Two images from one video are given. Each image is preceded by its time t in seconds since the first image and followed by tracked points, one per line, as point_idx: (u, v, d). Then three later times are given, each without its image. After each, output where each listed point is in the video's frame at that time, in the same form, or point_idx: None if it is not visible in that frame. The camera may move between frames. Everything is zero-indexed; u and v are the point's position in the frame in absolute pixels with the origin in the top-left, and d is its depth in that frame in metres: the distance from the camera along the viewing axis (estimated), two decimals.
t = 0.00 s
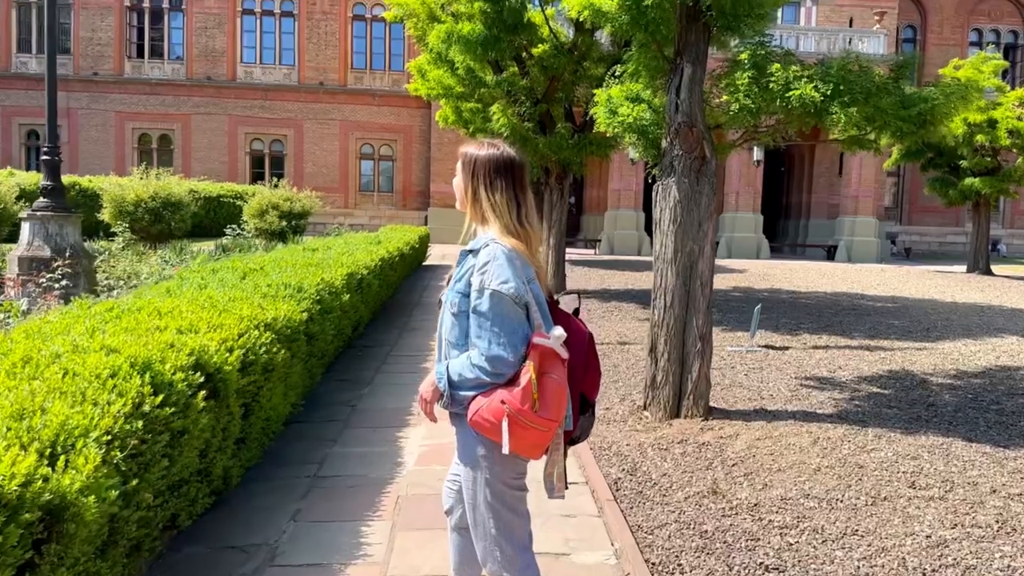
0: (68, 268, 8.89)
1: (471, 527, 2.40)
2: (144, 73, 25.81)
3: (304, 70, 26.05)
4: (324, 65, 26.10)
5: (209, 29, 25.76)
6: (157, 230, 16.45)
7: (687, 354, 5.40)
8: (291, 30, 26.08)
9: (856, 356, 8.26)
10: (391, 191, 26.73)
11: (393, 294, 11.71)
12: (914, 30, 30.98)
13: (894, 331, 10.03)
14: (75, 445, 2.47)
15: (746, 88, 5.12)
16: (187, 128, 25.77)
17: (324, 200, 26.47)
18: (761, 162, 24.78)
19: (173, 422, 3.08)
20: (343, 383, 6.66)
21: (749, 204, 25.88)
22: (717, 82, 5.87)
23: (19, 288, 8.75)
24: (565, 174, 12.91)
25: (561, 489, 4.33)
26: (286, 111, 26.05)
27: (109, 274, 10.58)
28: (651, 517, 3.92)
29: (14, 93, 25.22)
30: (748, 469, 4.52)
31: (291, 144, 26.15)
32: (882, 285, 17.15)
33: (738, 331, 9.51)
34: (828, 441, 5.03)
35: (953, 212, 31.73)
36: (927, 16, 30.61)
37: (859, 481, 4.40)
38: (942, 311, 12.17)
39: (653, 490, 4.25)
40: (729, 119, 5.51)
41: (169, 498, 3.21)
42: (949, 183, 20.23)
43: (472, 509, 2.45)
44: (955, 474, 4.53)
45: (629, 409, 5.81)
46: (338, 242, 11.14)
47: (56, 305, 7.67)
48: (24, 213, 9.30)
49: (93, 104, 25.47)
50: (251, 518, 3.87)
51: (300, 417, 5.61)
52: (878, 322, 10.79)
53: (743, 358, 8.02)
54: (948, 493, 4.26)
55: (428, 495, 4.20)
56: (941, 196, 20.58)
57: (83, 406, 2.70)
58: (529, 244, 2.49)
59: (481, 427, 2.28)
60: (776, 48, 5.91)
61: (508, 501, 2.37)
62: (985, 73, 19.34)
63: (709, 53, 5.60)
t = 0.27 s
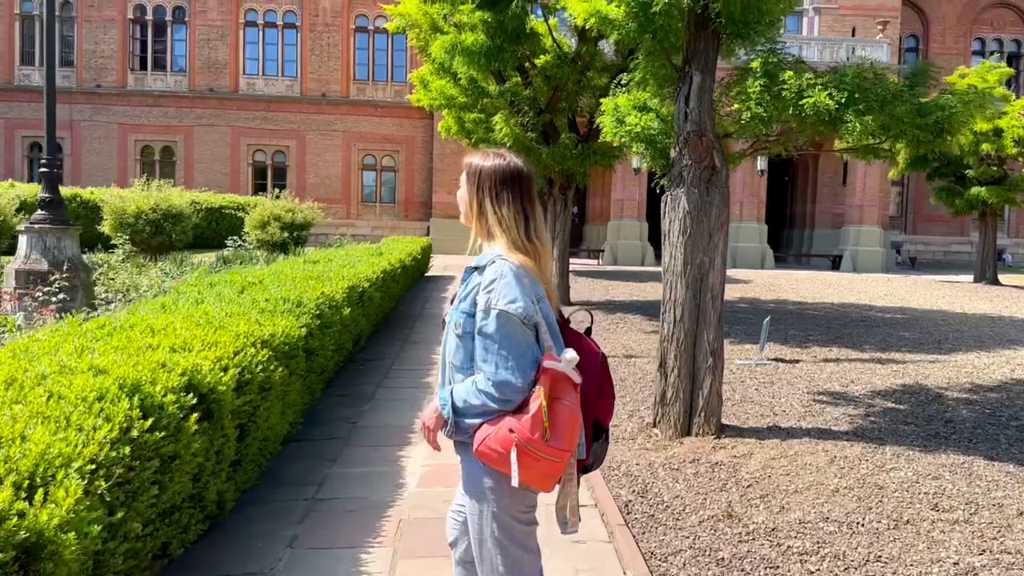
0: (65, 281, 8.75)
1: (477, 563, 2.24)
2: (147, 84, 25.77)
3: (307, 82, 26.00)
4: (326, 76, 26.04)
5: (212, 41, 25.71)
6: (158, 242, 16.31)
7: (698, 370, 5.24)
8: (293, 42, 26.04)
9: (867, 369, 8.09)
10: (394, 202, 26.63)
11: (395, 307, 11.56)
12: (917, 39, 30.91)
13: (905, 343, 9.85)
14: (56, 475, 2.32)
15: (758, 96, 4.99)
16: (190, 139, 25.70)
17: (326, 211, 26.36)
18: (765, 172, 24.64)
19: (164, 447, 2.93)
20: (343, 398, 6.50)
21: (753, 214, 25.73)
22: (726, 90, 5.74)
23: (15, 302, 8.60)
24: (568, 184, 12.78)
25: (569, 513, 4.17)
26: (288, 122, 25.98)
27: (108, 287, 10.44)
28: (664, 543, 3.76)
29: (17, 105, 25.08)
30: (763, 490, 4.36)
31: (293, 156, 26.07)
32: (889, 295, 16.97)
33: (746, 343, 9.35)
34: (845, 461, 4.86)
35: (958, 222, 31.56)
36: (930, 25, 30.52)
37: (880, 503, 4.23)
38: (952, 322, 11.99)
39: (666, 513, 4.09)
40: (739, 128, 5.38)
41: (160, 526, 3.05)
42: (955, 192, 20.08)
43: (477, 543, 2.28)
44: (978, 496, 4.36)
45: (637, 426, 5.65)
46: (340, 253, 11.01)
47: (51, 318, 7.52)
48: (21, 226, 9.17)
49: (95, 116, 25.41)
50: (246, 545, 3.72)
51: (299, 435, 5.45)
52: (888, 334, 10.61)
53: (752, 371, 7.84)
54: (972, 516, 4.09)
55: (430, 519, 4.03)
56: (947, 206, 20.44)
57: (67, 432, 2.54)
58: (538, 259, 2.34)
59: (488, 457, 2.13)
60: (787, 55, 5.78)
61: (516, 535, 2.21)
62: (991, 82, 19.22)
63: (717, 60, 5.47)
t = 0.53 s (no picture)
0: (65, 300, 8.64)
1: None
2: (153, 99, 25.75)
3: (312, 96, 25.93)
4: (332, 91, 26.00)
5: (218, 55, 25.69)
6: (162, 258, 16.19)
7: (715, 397, 5.06)
8: (299, 56, 26.02)
9: (884, 391, 7.88)
10: (399, 216, 26.52)
11: (400, 325, 11.40)
12: (923, 52, 30.84)
13: (921, 363, 9.63)
14: (36, 530, 2.14)
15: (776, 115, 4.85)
16: (195, 153, 25.65)
17: (332, 225, 26.23)
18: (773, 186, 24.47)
19: (156, 491, 2.76)
20: (348, 423, 6.34)
21: (761, 228, 25.54)
22: (742, 108, 5.60)
23: (14, 323, 8.49)
24: (576, 200, 12.64)
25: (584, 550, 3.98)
26: (294, 136, 25.92)
27: (110, 305, 10.30)
28: None
29: (23, 119, 24.66)
30: (787, 526, 4.17)
31: (299, 170, 26.00)
32: (900, 311, 16.75)
33: (759, 363, 9.15)
34: (868, 493, 4.66)
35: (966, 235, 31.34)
36: (937, 38, 30.42)
37: (909, 540, 4.03)
38: (967, 340, 11.79)
39: (685, 551, 3.90)
40: (756, 147, 5.23)
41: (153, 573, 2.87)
42: (965, 207, 19.88)
43: None
44: (1011, 532, 4.16)
45: (652, 454, 5.47)
46: (345, 271, 10.86)
47: (49, 339, 7.38)
48: (21, 244, 9.05)
49: (101, 130, 25.36)
50: None
51: (302, 463, 5.28)
52: (902, 352, 10.40)
53: (767, 393, 7.63)
54: (1007, 555, 3.89)
55: (438, 558, 3.85)
56: (957, 220, 20.25)
57: (51, 481, 2.38)
58: (556, 297, 2.17)
59: (502, 516, 1.96)
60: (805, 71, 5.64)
61: None
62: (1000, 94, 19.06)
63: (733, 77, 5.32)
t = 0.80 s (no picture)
0: (72, 317, 8.55)
1: None
2: (165, 114, 25.82)
3: (323, 111, 25.97)
4: (343, 106, 26.01)
5: (229, 71, 25.73)
6: (172, 273, 16.13)
7: (736, 421, 4.89)
8: (311, 71, 26.04)
9: (906, 412, 7.66)
10: (409, 230, 26.45)
11: (409, 341, 11.28)
12: (936, 65, 30.62)
13: (941, 382, 9.41)
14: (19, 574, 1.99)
15: (798, 129, 4.76)
16: (207, 168, 25.69)
17: (342, 239, 26.19)
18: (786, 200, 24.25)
19: (152, 526, 2.61)
20: (356, 444, 6.20)
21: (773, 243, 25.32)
22: (760, 122, 5.50)
23: (20, 340, 8.39)
24: (587, 215, 12.43)
25: None
26: (305, 151, 25.93)
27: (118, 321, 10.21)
28: None
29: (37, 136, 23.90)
30: (813, 558, 3.98)
31: (309, 184, 25.99)
32: (916, 326, 16.50)
33: (775, 382, 8.95)
34: (896, 522, 4.47)
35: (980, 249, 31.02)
36: (950, 51, 30.21)
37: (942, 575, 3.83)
38: (987, 357, 11.54)
39: None
40: (776, 162, 5.10)
41: None
42: (981, 221, 19.62)
43: None
44: None
45: (669, 479, 5.29)
46: (353, 286, 10.76)
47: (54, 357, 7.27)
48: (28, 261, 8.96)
49: (113, 145, 25.43)
50: None
51: (308, 488, 5.13)
52: (921, 370, 10.18)
53: (785, 414, 7.43)
54: None
55: None
56: (973, 235, 19.98)
57: (38, 517, 2.23)
58: (575, 326, 2.02)
59: (519, 565, 1.80)
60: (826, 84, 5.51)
61: None
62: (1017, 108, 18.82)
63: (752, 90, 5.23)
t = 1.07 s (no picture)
0: (88, 332, 8.50)
1: None
2: (185, 130, 25.98)
3: (342, 126, 26.06)
4: (361, 121, 26.06)
5: (249, 87, 25.86)
6: (189, 287, 16.11)
7: (763, 441, 4.70)
8: (329, 87, 26.12)
9: (937, 432, 7.41)
10: (426, 245, 26.41)
11: (426, 356, 11.16)
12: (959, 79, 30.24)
13: (971, 400, 9.14)
14: None
15: (828, 139, 4.71)
16: (226, 184, 25.82)
17: (359, 254, 26.19)
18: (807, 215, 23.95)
19: (154, 552, 2.47)
20: (371, 461, 6.07)
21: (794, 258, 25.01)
22: (787, 132, 5.39)
23: (35, 355, 8.35)
24: (606, 230, 12.18)
25: None
26: (324, 167, 25.99)
27: (133, 336, 10.14)
28: None
29: (60, 151, 24.03)
30: None
31: (327, 200, 26.04)
32: (942, 343, 16.14)
33: (800, 400, 8.71)
34: (934, 549, 4.25)
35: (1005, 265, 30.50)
36: (973, 65, 29.84)
37: None
38: (1017, 375, 11.23)
39: None
40: (804, 173, 4.97)
41: None
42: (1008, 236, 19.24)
43: None
44: None
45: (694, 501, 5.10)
46: (370, 301, 10.67)
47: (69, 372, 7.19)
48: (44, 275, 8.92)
49: (134, 161, 25.61)
50: None
51: (320, 507, 4.99)
52: (950, 388, 9.90)
53: (811, 433, 7.21)
54: None
55: None
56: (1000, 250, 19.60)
57: (31, 544, 2.09)
58: (601, 341, 1.88)
59: None
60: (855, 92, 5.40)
61: None
62: None
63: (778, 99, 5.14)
